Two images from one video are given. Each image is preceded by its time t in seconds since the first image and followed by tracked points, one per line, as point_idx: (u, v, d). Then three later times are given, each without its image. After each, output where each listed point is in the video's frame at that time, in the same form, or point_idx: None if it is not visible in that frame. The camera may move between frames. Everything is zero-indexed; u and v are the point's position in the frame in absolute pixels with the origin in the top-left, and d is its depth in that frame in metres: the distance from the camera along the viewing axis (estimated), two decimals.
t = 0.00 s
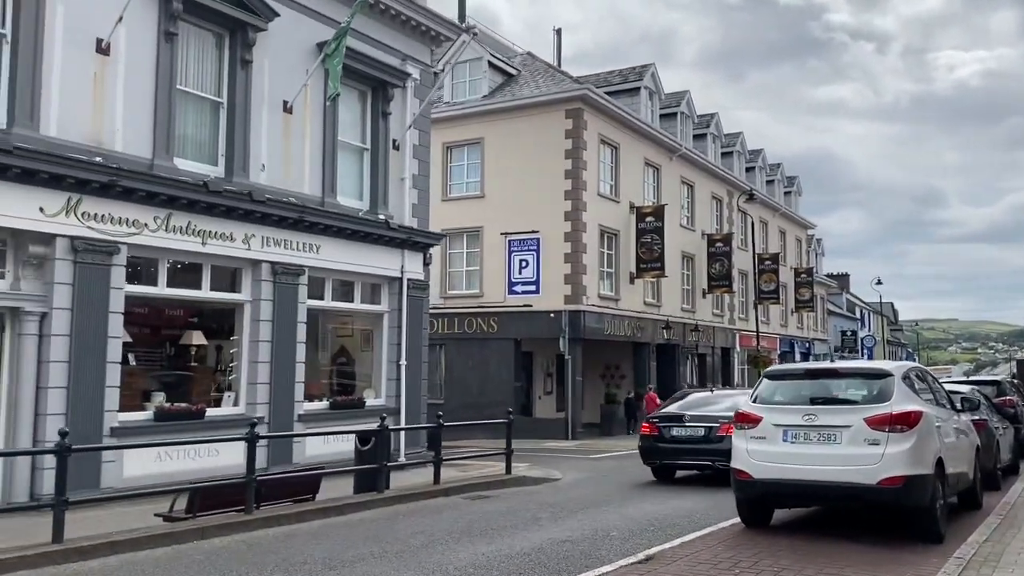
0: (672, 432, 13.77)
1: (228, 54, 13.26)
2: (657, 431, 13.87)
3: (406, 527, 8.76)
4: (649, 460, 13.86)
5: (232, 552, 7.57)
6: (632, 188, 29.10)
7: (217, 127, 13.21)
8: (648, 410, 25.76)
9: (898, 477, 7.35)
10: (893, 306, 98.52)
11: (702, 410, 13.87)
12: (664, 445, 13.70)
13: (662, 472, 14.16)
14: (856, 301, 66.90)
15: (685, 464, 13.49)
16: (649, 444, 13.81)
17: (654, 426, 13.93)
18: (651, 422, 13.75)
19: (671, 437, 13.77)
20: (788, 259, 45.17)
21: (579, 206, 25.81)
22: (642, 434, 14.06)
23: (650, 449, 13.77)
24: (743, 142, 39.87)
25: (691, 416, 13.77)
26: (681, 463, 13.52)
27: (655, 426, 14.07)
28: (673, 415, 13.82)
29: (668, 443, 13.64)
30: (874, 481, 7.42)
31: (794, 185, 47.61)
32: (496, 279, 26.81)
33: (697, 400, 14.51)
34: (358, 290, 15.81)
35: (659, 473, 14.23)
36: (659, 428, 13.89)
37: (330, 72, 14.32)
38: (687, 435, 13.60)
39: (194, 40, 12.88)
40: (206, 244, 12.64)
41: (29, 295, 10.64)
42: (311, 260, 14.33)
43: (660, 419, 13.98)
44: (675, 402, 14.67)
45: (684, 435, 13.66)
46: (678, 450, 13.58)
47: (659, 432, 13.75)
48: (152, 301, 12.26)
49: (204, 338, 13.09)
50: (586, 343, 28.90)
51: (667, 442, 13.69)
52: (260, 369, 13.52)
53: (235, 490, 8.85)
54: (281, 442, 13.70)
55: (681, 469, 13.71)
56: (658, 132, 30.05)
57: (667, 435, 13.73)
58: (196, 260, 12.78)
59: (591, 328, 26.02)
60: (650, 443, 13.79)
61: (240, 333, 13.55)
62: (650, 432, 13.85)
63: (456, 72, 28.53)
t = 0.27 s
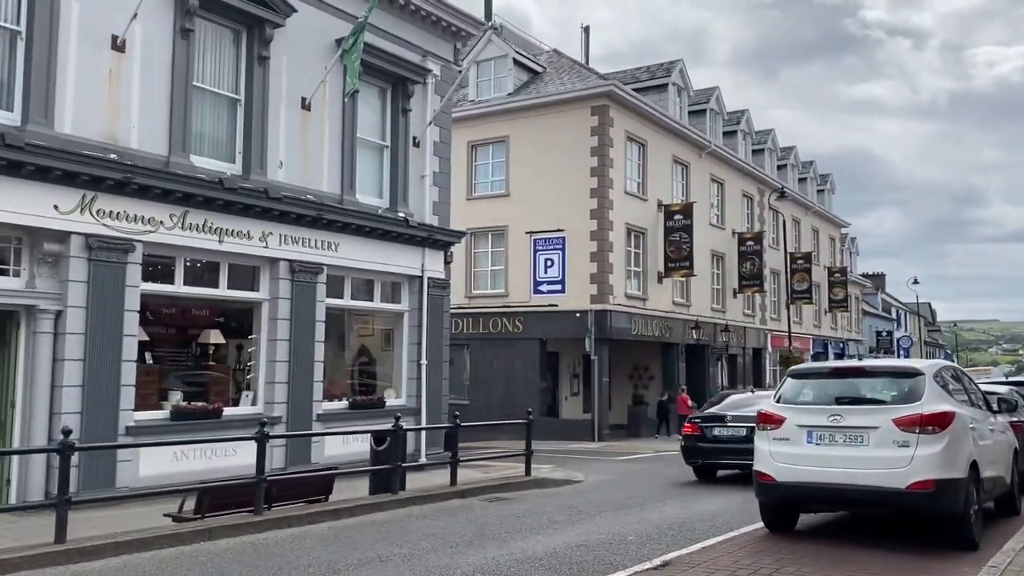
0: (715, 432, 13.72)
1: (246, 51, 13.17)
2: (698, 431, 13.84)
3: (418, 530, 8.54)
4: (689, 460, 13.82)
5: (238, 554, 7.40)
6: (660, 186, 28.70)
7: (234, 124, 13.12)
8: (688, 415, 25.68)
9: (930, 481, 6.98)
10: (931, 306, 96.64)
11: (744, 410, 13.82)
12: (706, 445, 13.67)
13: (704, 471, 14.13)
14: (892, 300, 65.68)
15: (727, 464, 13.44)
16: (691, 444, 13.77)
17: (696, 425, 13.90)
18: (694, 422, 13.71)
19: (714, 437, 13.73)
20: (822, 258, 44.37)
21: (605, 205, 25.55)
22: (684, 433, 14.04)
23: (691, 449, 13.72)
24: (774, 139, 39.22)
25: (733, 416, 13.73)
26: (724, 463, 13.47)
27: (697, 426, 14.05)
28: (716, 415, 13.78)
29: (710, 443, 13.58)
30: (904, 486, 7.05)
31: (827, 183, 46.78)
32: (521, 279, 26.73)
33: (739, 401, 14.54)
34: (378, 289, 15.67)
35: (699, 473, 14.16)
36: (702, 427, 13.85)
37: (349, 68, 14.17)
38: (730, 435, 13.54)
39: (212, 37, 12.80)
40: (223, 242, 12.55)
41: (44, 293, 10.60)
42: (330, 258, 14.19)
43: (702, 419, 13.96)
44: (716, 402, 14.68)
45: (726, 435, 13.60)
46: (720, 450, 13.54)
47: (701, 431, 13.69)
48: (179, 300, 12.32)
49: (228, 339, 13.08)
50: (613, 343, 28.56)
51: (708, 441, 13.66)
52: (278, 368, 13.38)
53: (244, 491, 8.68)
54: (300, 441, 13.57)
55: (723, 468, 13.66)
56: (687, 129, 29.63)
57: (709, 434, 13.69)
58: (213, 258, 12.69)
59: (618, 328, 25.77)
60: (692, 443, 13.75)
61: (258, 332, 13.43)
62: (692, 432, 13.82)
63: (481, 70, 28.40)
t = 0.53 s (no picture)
0: (748, 433, 13.65)
1: (254, 49, 13.05)
2: (731, 432, 13.78)
3: (420, 535, 8.34)
4: (722, 461, 13.81)
5: (234, 559, 7.24)
6: (680, 185, 28.35)
7: (242, 123, 13.01)
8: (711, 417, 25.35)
9: (950, 489, 6.66)
10: (959, 307, 95.10)
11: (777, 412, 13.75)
12: (739, 447, 13.60)
13: (736, 473, 14.07)
14: (919, 301, 64.66)
15: (760, 465, 13.36)
16: (724, 445, 13.71)
17: (729, 427, 13.85)
18: (727, 423, 13.65)
19: (747, 438, 13.67)
20: (846, 258, 43.68)
21: (623, 204, 25.26)
22: (717, 435, 14.00)
23: (724, 450, 13.66)
24: (797, 137, 38.66)
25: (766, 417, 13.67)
26: (757, 464, 13.40)
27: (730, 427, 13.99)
28: (749, 416, 13.71)
29: (744, 444, 13.50)
30: (923, 493, 6.73)
31: (852, 182, 46.07)
32: (539, 279, 26.52)
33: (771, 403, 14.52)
34: (389, 289, 15.53)
35: (732, 474, 14.09)
36: (735, 429, 13.79)
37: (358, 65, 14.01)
38: (763, 436, 13.46)
39: (220, 35, 12.70)
40: (231, 242, 12.43)
41: (48, 293, 10.52)
42: (340, 258, 14.05)
43: (735, 420, 13.90)
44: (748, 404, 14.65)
45: (760, 436, 13.53)
46: (753, 451, 13.46)
47: (735, 432, 13.64)
48: (191, 300, 12.29)
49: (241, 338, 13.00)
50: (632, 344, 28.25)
51: (741, 443, 13.59)
52: (287, 369, 13.24)
53: (244, 494, 8.53)
54: (309, 443, 13.44)
55: (755, 470, 13.59)
56: (707, 126, 29.25)
57: (742, 436, 13.62)
58: (221, 258, 12.57)
59: (637, 328, 25.48)
60: (726, 444, 13.69)
61: (267, 332, 13.30)
62: (725, 433, 13.77)
63: (499, 69, 28.24)
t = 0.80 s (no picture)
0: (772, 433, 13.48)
1: (255, 46, 12.94)
2: (755, 432, 13.61)
3: (415, 538, 8.16)
4: (746, 461, 13.63)
5: (222, 562, 7.08)
6: (692, 183, 28.05)
7: (243, 120, 12.90)
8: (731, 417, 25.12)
9: (958, 493, 6.40)
10: (979, 307, 93.92)
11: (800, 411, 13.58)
12: (763, 446, 13.43)
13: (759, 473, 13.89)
14: (938, 301, 63.89)
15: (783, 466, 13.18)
16: (748, 445, 13.53)
17: (753, 426, 13.68)
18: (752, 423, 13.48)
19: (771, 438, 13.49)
20: (863, 258, 43.13)
21: (634, 203, 25.00)
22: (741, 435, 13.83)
23: (748, 450, 13.48)
24: (813, 136, 38.21)
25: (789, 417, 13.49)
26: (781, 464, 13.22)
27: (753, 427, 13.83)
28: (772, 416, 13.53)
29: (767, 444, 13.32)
30: (930, 498, 6.48)
31: (869, 180, 45.50)
32: (550, 279, 26.35)
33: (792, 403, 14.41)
34: (394, 288, 15.38)
35: (755, 475, 13.91)
36: (758, 428, 13.62)
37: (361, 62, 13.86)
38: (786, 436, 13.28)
39: (221, 31, 12.59)
40: (231, 240, 12.31)
41: (45, 292, 10.43)
42: (343, 257, 13.91)
43: (759, 420, 13.74)
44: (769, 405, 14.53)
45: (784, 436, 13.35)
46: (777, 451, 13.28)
47: (759, 432, 13.47)
48: (194, 297, 12.21)
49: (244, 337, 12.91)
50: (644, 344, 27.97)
51: (765, 442, 13.41)
52: (289, 368, 13.11)
53: (235, 495, 8.36)
54: (312, 444, 13.30)
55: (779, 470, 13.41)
56: (720, 124, 28.92)
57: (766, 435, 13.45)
58: (222, 256, 12.46)
59: (648, 328, 25.20)
60: (750, 444, 13.50)
61: (269, 332, 13.17)
62: (749, 433, 13.59)
63: (509, 67, 28.07)
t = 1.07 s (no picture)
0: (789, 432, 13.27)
1: (250, 42, 12.83)
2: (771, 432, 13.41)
3: (402, 541, 7.99)
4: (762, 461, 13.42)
5: (201, 565, 6.92)
6: (699, 182, 27.81)
7: (239, 117, 12.78)
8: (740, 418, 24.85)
9: (957, 496, 6.19)
10: (993, 307, 93.09)
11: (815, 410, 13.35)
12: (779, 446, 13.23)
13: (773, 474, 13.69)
14: (950, 301, 63.31)
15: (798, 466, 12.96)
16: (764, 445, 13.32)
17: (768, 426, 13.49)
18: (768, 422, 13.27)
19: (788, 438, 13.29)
20: (874, 257, 42.71)
21: (639, 201, 24.78)
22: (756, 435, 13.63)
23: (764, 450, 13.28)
24: (822, 134, 37.88)
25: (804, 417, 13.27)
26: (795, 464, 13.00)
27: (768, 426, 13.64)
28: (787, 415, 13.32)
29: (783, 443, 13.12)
30: (927, 501, 6.27)
31: (879, 179, 45.09)
32: (555, 279, 26.16)
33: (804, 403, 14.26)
34: (393, 287, 15.23)
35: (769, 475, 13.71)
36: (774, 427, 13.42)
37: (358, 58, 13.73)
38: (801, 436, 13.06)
39: (215, 27, 12.48)
40: (226, 238, 12.19)
41: (35, 290, 10.33)
42: (340, 256, 13.77)
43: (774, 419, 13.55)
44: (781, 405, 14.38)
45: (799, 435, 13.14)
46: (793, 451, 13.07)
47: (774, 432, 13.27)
48: (194, 297, 12.16)
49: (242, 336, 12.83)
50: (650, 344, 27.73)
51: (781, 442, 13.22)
52: (285, 368, 12.98)
53: (220, 496, 8.21)
54: (308, 444, 13.17)
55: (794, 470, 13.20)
56: (727, 122, 28.67)
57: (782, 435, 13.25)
58: (216, 255, 12.34)
59: (654, 327, 24.99)
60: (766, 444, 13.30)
61: (264, 331, 13.04)
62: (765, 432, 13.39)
63: (514, 65, 27.91)
